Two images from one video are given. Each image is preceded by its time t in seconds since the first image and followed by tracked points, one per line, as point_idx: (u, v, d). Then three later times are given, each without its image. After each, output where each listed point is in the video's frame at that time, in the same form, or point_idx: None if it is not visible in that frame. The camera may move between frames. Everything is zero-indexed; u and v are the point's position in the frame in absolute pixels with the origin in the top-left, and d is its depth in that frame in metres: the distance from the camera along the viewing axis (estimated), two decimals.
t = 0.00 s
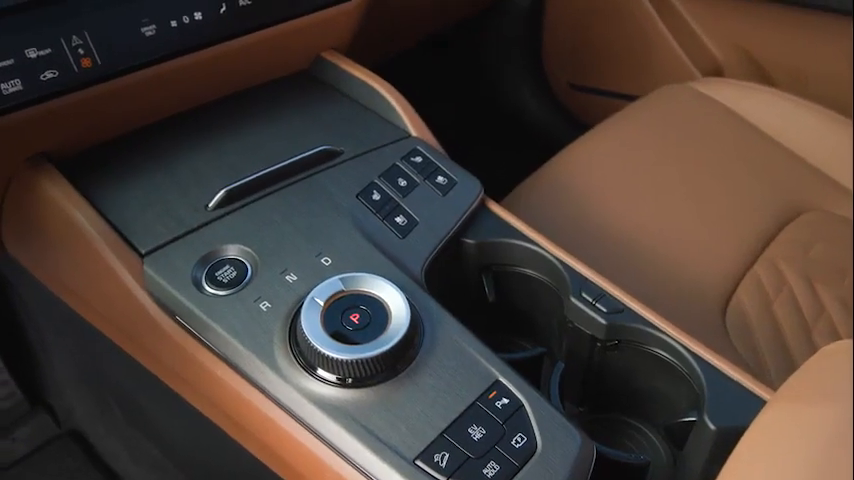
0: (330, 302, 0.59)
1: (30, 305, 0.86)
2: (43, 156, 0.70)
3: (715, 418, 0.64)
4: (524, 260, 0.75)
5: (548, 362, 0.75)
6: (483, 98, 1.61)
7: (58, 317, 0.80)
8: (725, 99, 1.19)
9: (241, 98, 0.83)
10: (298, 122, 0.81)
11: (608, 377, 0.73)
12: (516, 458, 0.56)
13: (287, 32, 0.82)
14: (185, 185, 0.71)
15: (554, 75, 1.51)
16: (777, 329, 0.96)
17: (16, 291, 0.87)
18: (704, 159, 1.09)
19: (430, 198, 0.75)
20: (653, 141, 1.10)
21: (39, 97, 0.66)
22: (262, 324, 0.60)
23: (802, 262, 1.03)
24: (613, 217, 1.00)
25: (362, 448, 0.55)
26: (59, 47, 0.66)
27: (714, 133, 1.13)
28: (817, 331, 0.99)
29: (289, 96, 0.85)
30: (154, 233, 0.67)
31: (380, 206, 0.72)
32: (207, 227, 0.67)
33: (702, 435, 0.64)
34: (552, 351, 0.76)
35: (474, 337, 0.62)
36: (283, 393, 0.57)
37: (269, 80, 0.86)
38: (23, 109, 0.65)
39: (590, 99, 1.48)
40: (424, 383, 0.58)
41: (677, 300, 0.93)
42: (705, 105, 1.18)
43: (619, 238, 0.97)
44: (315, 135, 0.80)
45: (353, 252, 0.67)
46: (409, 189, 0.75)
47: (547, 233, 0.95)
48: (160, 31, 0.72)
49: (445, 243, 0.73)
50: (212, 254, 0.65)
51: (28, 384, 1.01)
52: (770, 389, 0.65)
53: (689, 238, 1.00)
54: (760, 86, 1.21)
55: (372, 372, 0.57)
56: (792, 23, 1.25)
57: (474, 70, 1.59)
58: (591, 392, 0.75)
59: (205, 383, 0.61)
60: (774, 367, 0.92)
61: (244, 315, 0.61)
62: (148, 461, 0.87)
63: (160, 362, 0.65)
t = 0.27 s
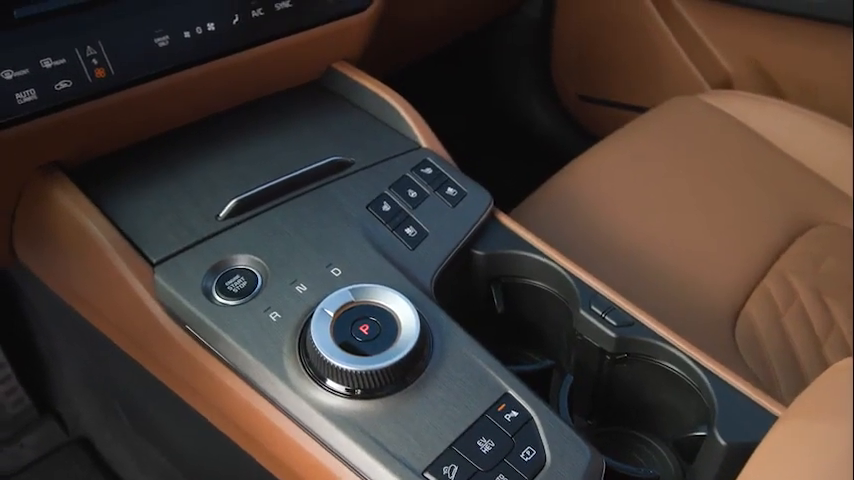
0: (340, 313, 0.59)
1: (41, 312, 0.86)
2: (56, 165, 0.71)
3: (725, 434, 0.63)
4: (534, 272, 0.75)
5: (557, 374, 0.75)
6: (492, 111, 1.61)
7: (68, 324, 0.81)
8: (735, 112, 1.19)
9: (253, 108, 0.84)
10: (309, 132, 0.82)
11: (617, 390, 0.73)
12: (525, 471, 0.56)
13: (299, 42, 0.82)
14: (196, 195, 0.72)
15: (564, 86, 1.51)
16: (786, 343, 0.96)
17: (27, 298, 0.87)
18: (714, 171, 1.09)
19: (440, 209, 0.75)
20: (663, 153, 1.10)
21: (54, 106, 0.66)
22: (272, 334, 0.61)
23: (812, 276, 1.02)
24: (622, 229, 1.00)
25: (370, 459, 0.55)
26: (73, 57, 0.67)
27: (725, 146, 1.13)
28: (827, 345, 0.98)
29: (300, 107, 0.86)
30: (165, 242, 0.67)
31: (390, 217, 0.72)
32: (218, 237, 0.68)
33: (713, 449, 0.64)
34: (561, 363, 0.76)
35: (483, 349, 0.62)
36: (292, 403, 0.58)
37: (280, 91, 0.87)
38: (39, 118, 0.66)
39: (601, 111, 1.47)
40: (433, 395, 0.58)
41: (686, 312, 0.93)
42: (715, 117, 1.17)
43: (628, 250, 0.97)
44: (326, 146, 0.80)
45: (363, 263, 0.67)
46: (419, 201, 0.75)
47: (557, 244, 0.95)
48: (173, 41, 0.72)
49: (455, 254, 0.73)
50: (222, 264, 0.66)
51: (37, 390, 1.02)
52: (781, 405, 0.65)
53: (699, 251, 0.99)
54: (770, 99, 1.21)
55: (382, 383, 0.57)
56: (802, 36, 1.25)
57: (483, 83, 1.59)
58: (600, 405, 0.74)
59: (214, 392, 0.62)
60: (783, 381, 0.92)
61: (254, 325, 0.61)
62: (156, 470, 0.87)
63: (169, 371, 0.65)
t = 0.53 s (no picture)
0: (351, 326, 0.59)
1: (52, 321, 0.87)
2: (71, 175, 0.71)
3: (737, 451, 0.63)
4: (545, 286, 0.75)
5: (567, 390, 0.75)
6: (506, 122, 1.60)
7: (79, 333, 0.81)
8: (747, 127, 1.18)
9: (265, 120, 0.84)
10: (321, 144, 0.82)
11: (627, 405, 0.73)
12: None
13: (312, 55, 0.82)
14: (208, 206, 0.72)
15: (573, 97, 1.49)
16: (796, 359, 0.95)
17: (39, 307, 0.88)
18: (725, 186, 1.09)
19: (450, 223, 0.75)
20: (674, 167, 1.10)
21: (73, 117, 0.67)
22: (283, 346, 0.61)
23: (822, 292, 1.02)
24: (633, 243, 1.00)
25: (381, 473, 0.55)
26: (89, 69, 0.67)
27: (737, 160, 1.13)
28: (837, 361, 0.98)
29: (312, 119, 0.86)
30: (178, 252, 0.68)
31: (401, 229, 0.73)
32: (229, 248, 0.68)
33: (724, 467, 0.63)
34: (570, 377, 0.76)
35: (493, 363, 0.62)
36: (302, 416, 0.58)
37: (293, 102, 0.87)
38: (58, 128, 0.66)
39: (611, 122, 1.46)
40: (443, 408, 0.58)
41: (697, 327, 0.92)
42: (727, 131, 1.17)
43: (639, 265, 0.97)
44: (338, 158, 0.80)
45: (374, 275, 0.67)
46: (430, 213, 0.76)
47: (567, 258, 0.95)
48: (187, 53, 0.73)
49: (465, 267, 0.73)
50: (234, 275, 0.66)
51: (46, 398, 1.05)
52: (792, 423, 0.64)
53: (711, 265, 0.99)
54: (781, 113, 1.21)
55: (392, 396, 0.57)
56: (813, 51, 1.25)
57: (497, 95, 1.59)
58: (610, 420, 0.74)
59: (224, 403, 0.62)
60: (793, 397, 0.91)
61: (265, 336, 0.61)
62: None
63: (180, 381, 0.66)
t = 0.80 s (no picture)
0: (360, 337, 0.60)
1: (62, 328, 0.87)
2: (83, 184, 0.72)
3: (747, 466, 0.62)
4: (554, 298, 0.75)
5: (576, 403, 0.74)
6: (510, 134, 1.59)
7: (88, 340, 0.81)
8: (758, 140, 1.18)
9: (277, 131, 0.85)
10: (332, 155, 0.82)
11: (636, 419, 0.73)
12: None
13: (323, 66, 0.83)
14: (219, 216, 0.72)
15: (583, 109, 1.51)
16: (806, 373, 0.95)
17: (49, 314, 0.88)
18: (736, 198, 1.09)
19: (460, 234, 0.75)
20: (684, 179, 1.10)
21: (85, 126, 0.67)
22: (292, 356, 0.61)
23: (832, 305, 1.02)
24: (643, 256, 0.99)
25: None
26: (103, 79, 0.67)
27: (747, 173, 1.13)
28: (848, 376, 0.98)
29: (323, 130, 0.86)
30: (189, 262, 0.68)
31: (411, 241, 0.73)
32: (239, 258, 0.68)
33: None
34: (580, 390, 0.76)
35: (502, 375, 0.62)
36: (311, 427, 0.58)
37: (303, 113, 0.88)
38: (71, 137, 0.67)
39: (620, 135, 1.47)
40: (452, 421, 0.58)
41: (707, 341, 0.92)
42: (738, 144, 1.17)
43: (649, 278, 0.97)
44: (348, 169, 0.80)
45: (383, 287, 0.67)
46: (440, 225, 0.76)
47: (576, 270, 0.95)
48: (200, 64, 0.73)
49: (475, 279, 0.73)
50: (244, 285, 0.66)
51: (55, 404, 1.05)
52: (804, 439, 0.64)
53: (721, 278, 0.99)
54: (792, 126, 1.21)
55: (401, 408, 0.57)
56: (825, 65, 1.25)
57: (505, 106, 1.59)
58: (619, 433, 0.74)
59: (233, 413, 0.62)
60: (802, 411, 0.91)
61: (275, 347, 0.61)
62: None
63: (189, 390, 0.66)
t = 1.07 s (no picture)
0: (371, 350, 0.60)
1: (73, 338, 0.87)
2: (96, 195, 0.72)
3: None
4: (564, 312, 0.75)
5: (586, 420, 0.74)
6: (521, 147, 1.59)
7: (99, 349, 0.81)
8: (769, 155, 1.18)
9: (290, 143, 0.85)
10: (343, 168, 0.83)
11: (647, 435, 0.72)
12: None
13: (335, 79, 0.83)
14: (231, 228, 0.73)
15: (594, 123, 1.50)
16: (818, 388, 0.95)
17: (60, 324, 0.89)
18: (747, 213, 1.08)
19: (471, 248, 0.75)
20: (695, 194, 1.10)
21: (100, 138, 0.68)
22: (303, 369, 0.61)
23: (844, 321, 1.01)
24: (653, 269, 0.99)
25: None
26: (118, 91, 0.68)
27: (758, 188, 1.12)
28: None
29: (335, 142, 0.87)
30: (201, 273, 0.68)
31: (422, 254, 0.73)
32: (251, 269, 0.69)
33: None
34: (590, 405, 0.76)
35: (513, 390, 0.62)
36: (321, 439, 0.58)
37: (315, 125, 0.88)
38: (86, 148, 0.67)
39: (630, 148, 1.46)
40: (462, 435, 0.58)
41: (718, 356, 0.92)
42: (750, 159, 1.17)
43: (660, 292, 0.96)
44: (359, 182, 0.81)
45: (394, 300, 0.67)
46: (451, 238, 0.76)
47: (586, 283, 0.95)
48: (214, 77, 0.74)
49: (486, 293, 0.73)
50: (256, 297, 0.66)
51: (65, 414, 1.06)
52: (816, 457, 0.63)
53: (732, 293, 0.99)
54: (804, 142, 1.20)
55: (411, 422, 0.57)
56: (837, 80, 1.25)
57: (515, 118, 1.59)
58: (630, 449, 0.74)
59: (243, 424, 0.62)
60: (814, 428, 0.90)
61: (285, 359, 0.62)
62: None
63: (199, 401, 0.66)
